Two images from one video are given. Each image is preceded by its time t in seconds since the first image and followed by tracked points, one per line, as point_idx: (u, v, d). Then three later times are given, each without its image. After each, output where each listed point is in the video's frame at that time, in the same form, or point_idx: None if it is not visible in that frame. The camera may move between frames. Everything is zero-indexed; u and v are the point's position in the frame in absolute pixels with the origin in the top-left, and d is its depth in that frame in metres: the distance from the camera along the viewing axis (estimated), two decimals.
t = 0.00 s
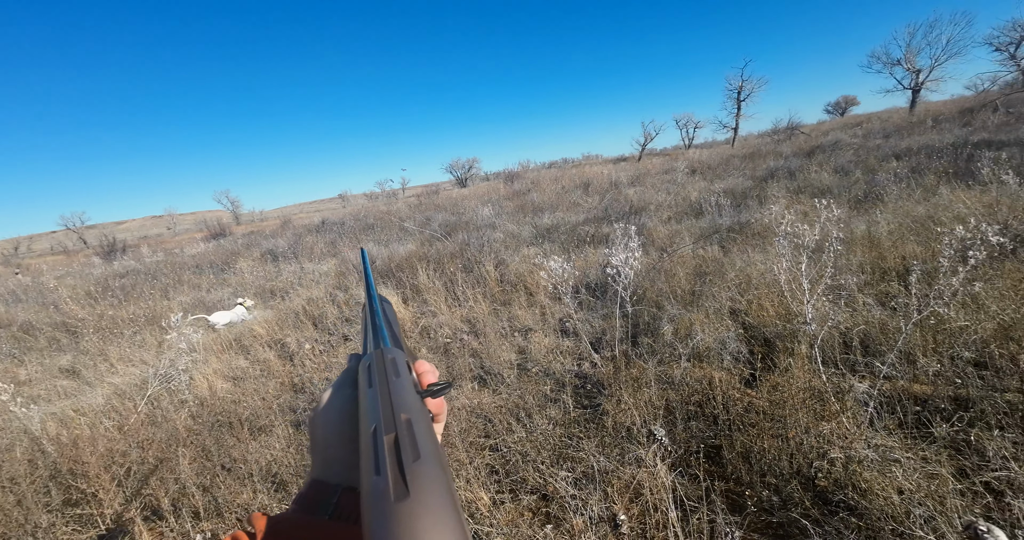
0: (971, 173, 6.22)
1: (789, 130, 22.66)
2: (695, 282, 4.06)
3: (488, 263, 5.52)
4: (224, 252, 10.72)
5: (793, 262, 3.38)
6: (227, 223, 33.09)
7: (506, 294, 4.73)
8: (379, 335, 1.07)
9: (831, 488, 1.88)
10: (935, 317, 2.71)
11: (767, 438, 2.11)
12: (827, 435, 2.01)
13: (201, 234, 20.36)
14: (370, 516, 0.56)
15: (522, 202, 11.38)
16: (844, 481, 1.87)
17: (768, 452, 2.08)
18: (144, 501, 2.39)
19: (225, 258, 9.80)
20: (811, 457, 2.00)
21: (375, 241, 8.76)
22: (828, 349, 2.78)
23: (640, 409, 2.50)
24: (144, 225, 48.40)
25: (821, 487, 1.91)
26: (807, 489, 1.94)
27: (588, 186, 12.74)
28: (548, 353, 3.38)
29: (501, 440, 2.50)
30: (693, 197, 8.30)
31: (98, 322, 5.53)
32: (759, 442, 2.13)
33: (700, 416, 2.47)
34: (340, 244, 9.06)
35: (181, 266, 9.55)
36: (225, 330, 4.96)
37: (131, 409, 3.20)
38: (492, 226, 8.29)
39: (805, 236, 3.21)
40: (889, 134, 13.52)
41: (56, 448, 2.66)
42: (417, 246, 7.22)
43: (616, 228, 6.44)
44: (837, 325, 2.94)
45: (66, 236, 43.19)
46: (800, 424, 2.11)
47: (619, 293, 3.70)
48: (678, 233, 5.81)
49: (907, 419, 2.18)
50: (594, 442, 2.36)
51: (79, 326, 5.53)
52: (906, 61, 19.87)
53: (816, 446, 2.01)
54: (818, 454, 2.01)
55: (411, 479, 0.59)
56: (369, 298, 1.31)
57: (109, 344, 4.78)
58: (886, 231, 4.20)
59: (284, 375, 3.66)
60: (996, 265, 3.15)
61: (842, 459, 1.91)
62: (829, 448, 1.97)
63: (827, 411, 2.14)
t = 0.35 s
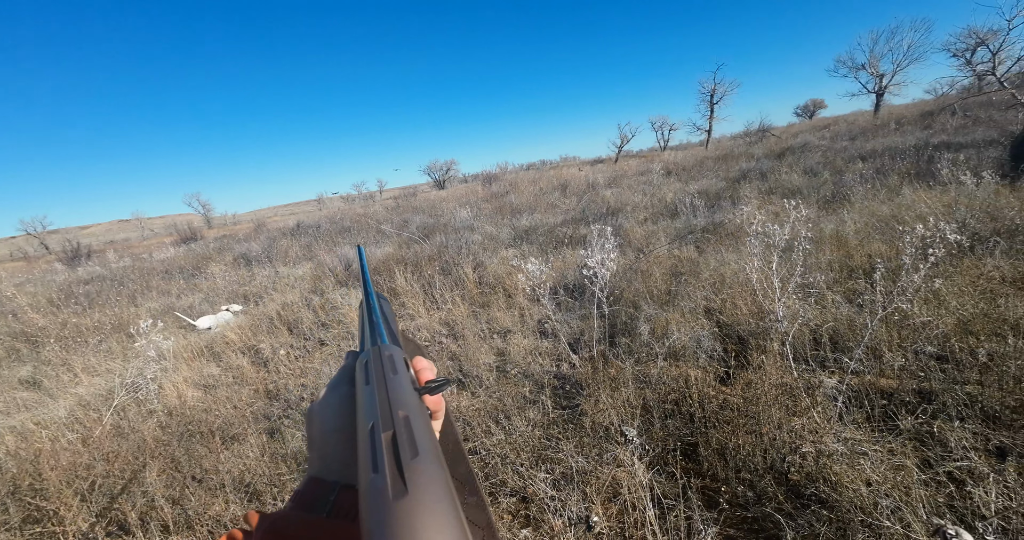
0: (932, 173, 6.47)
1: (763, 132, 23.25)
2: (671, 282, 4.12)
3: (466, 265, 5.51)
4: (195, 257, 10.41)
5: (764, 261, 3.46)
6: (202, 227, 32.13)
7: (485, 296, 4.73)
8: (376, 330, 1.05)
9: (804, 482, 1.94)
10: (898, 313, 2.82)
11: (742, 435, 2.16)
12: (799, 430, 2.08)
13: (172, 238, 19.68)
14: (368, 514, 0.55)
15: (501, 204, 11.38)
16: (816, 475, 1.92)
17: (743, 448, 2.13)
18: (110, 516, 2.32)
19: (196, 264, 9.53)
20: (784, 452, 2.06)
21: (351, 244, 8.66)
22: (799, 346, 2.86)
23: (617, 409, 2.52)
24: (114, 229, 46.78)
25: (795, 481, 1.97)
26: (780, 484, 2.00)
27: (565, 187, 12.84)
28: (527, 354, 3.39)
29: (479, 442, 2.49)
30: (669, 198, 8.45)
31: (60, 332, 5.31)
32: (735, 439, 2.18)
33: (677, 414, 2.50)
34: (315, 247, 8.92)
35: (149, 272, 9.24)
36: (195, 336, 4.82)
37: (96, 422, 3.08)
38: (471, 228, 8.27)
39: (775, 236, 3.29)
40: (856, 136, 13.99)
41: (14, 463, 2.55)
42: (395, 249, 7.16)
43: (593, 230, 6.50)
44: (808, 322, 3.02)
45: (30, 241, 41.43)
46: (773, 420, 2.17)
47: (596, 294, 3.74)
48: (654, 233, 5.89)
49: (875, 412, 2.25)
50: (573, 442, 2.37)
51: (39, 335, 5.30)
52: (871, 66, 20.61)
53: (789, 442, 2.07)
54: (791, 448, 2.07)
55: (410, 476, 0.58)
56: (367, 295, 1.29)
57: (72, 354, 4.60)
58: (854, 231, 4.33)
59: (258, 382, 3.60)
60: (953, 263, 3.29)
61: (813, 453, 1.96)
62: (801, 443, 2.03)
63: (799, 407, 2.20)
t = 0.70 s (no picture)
0: (895, 174, 6.72)
1: (739, 135, 23.83)
2: (648, 283, 4.17)
3: (446, 269, 5.49)
4: (164, 263, 10.09)
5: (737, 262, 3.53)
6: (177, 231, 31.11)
7: (464, 299, 4.72)
8: (376, 322, 1.04)
9: (778, 477, 1.99)
10: (867, 310, 2.92)
11: (718, 433, 2.21)
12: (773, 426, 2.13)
13: (141, 244, 18.99)
14: (369, 504, 0.53)
15: (480, 206, 11.36)
16: (789, 470, 1.98)
17: (719, 447, 2.17)
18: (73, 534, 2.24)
19: (166, 270, 9.25)
20: (759, 450, 2.10)
21: (328, 248, 8.55)
22: (773, 345, 2.93)
23: (596, 410, 2.54)
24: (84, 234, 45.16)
25: (770, 477, 2.02)
26: (755, 480, 2.04)
27: (544, 190, 12.92)
28: (507, 357, 3.39)
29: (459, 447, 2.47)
30: (646, 200, 8.57)
31: (19, 343, 5.08)
32: (711, 438, 2.22)
33: (655, 413, 2.53)
34: (291, 252, 8.76)
35: (116, 278, 8.93)
36: (165, 344, 4.67)
37: (58, 437, 2.96)
38: (449, 231, 8.25)
39: (749, 238, 3.37)
40: (826, 138, 14.45)
41: None
42: (373, 253, 7.09)
43: (571, 232, 6.55)
44: (781, 321, 3.10)
45: None
46: (749, 417, 2.22)
47: (574, 296, 3.76)
48: (632, 235, 5.96)
49: (845, 408, 2.32)
50: (553, 445, 2.38)
51: None
52: (839, 72, 21.38)
53: (764, 439, 2.12)
54: (766, 445, 2.12)
55: (410, 466, 0.56)
56: (368, 289, 1.28)
57: (33, 366, 4.41)
58: (823, 231, 4.46)
59: (232, 390, 3.51)
60: (916, 261, 3.42)
61: (785, 450, 2.03)
62: (776, 440, 2.08)
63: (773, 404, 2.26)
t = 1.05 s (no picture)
0: (864, 177, 6.94)
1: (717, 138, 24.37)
2: (627, 286, 4.21)
3: (425, 273, 5.46)
4: (135, 269, 9.79)
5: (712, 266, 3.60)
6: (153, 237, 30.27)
7: (445, 304, 4.69)
8: (366, 326, 1.00)
9: (754, 477, 2.02)
10: (837, 311, 3.01)
11: (695, 434, 2.25)
12: (749, 426, 2.18)
13: (112, 250, 18.36)
14: None
15: (461, 210, 11.33)
16: (764, 470, 2.01)
17: (696, 447, 2.21)
18: None
19: (137, 277, 8.99)
20: (736, 450, 2.13)
21: (306, 253, 8.43)
22: (748, 346, 2.98)
23: (575, 413, 2.57)
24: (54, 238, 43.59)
25: (746, 477, 2.04)
26: (732, 480, 2.07)
27: (525, 193, 13.01)
28: (486, 361, 3.37)
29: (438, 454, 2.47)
30: (625, 203, 8.69)
31: None
32: (688, 438, 2.27)
33: (634, 416, 2.56)
34: (268, 257, 8.62)
35: (83, 286, 8.63)
36: (135, 352, 4.53)
37: (21, 453, 2.87)
38: (430, 236, 8.21)
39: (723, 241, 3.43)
40: (799, 143, 14.86)
41: None
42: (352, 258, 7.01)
43: (551, 236, 6.59)
44: (755, 322, 3.16)
45: None
46: (725, 418, 2.25)
47: (554, 300, 3.78)
48: (611, 239, 6.02)
49: (818, 407, 2.38)
50: (532, 450, 2.39)
51: None
52: (811, 78, 22.08)
53: (740, 439, 2.15)
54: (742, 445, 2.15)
55: (397, 499, 0.54)
56: (358, 290, 1.23)
57: None
58: (796, 233, 4.56)
59: (205, 400, 3.40)
60: (884, 262, 3.53)
61: (761, 449, 2.06)
62: (752, 440, 2.12)
63: (749, 404, 2.31)
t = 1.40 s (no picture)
0: (834, 181, 7.16)
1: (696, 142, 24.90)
2: (606, 289, 4.25)
3: (405, 278, 5.43)
4: (107, 277, 9.50)
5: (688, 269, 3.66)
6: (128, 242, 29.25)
7: (425, 308, 4.65)
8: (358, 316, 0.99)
9: (727, 474, 2.04)
10: (807, 312, 3.10)
11: (671, 435, 2.32)
12: (721, 426, 2.27)
13: (83, 257, 17.78)
14: (341, 509, 0.52)
15: (442, 215, 11.31)
16: (736, 467, 2.06)
17: (670, 447, 2.25)
18: None
19: (108, 285, 8.72)
20: (709, 448, 2.18)
21: (285, 259, 8.31)
22: (724, 346, 3.01)
23: (552, 417, 2.61)
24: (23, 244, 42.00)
25: (720, 475, 2.06)
26: (707, 480, 2.06)
27: (506, 198, 13.07)
28: (467, 366, 3.36)
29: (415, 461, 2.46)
30: (604, 207, 8.79)
31: None
32: (663, 439, 2.31)
33: (612, 418, 2.59)
34: (245, 264, 8.47)
35: (49, 296, 8.33)
36: (104, 363, 4.40)
37: None
38: (410, 241, 8.19)
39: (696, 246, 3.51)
40: (774, 148, 15.26)
41: None
42: (331, 264, 6.94)
43: (531, 240, 6.63)
44: (731, 322, 3.21)
45: None
46: (699, 419, 2.34)
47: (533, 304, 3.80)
48: (591, 242, 6.07)
49: (789, 404, 2.40)
50: (510, 455, 2.40)
51: None
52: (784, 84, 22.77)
53: (713, 438, 2.23)
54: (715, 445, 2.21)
55: (383, 469, 0.55)
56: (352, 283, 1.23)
57: None
58: (770, 236, 4.66)
59: (179, 410, 3.33)
60: (852, 263, 3.64)
61: (733, 447, 2.14)
62: (724, 439, 2.20)
63: (722, 404, 2.39)
